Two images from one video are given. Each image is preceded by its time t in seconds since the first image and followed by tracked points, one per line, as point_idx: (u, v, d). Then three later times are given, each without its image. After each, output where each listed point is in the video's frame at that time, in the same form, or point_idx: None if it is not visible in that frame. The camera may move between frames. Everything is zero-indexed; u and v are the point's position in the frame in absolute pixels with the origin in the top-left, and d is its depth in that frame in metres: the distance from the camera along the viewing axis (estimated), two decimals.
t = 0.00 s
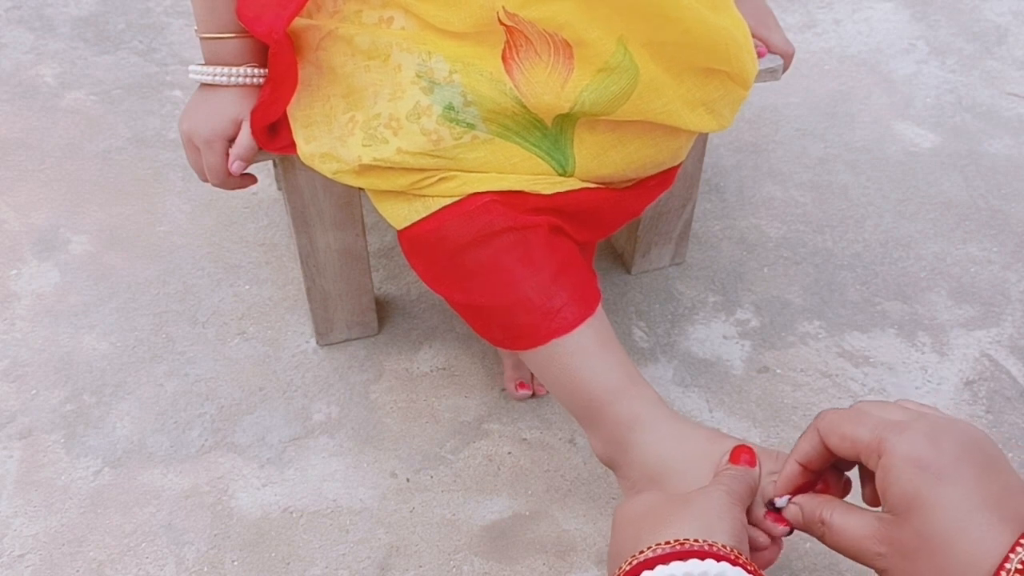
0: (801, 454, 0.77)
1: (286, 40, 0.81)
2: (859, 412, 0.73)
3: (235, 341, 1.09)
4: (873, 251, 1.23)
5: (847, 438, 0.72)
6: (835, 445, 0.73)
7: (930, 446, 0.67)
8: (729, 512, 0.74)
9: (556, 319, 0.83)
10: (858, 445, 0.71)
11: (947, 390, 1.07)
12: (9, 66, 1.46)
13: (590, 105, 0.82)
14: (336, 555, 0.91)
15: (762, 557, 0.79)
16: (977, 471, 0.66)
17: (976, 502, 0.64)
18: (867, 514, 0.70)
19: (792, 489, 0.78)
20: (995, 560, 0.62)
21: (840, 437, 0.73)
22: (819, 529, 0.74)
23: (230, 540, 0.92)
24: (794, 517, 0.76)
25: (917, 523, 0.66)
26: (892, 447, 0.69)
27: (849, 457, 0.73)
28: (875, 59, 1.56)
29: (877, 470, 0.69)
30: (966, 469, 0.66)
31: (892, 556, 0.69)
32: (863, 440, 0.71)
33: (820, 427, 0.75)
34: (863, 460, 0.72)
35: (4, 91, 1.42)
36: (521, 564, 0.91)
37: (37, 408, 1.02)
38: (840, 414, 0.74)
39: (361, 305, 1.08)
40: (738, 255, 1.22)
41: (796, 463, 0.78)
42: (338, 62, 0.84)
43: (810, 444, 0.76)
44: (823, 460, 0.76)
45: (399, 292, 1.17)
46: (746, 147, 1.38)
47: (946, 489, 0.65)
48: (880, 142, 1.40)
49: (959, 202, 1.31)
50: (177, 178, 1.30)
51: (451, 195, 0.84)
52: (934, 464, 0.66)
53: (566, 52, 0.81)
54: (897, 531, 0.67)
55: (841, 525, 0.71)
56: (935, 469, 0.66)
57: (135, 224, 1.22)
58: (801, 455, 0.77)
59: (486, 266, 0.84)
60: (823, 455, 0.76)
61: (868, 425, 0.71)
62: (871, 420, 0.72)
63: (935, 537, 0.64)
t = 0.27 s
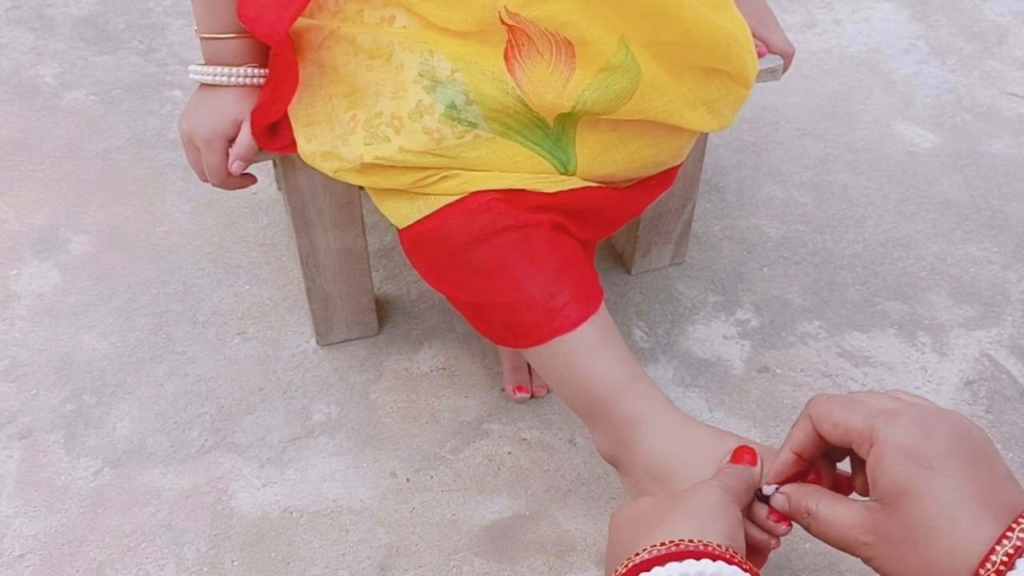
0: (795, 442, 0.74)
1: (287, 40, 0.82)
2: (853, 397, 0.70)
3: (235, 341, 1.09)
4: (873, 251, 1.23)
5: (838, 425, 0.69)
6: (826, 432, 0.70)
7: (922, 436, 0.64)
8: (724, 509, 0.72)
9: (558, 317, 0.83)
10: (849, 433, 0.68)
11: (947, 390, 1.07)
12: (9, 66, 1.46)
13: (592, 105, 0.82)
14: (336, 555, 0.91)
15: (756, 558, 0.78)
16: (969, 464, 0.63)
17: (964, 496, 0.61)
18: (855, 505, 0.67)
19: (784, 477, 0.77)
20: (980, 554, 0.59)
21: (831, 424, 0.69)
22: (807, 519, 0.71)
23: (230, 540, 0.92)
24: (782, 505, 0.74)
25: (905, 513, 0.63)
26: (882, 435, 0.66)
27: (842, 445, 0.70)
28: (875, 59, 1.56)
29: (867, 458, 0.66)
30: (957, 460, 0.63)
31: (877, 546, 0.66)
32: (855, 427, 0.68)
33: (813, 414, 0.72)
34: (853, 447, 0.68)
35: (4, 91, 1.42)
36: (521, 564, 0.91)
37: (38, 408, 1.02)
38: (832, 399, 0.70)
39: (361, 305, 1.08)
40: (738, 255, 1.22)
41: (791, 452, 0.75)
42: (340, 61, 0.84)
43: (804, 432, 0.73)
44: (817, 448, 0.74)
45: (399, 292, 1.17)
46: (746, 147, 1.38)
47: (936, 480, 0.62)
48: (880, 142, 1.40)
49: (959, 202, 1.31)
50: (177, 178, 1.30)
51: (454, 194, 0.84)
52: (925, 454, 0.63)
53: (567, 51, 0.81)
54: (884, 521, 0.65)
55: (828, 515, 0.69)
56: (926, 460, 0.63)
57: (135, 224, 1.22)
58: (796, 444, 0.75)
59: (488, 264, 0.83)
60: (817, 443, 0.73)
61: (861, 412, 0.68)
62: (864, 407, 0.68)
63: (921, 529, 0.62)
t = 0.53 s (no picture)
0: (795, 429, 0.78)
1: (287, 40, 0.82)
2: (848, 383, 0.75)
3: (235, 341, 1.09)
4: (873, 251, 1.23)
5: (833, 402, 0.74)
6: (823, 413, 0.75)
7: (908, 407, 0.68)
8: (720, 509, 0.73)
9: (556, 319, 0.83)
10: (842, 409, 0.73)
11: (947, 390, 1.07)
12: (9, 66, 1.46)
13: (592, 104, 0.82)
14: (336, 555, 0.91)
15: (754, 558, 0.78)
16: (953, 437, 0.66)
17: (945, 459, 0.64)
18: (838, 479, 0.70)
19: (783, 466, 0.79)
20: (957, 510, 0.62)
21: (825, 401, 0.75)
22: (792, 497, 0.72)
23: (230, 540, 0.92)
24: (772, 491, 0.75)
25: (884, 470, 0.66)
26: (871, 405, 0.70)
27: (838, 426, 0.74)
28: (875, 59, 1.56)
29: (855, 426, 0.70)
30: (941, 429, 0.67)
31: (857, 512, 0.67)
32: (846, 403, 0.73)
33: (812, 396, 0.77)
34: (845, 423, 0.73)
35: (4, 91, 1.42)
36: (521, 564, 0.91)
37: (38, 408, 1.02)
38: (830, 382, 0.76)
39: (361, 305, 1.08)
40: (738, 255, 1.22)
41: (791, 439, 0.78)
42: (340, 61, 0.84)
43: (804, 417, 0.77)
44: (817, 436, 0.77)
45: (399, 292, 1.17)
46: (746, 147, 1.38)
47: (919, 441, 0.66)
48: (880, 142, 1.40)
49: (959, 202, 1.30)
50: (177, 178, 1.30)
51: (453, 194, 0.84)
52: (910, 420, 0.67)
53: (567, 50, 0.81)
54: (864, 482, 0.67)
55: (811, 490, 0.71)
56: (911, 425, 0.67)
57: (135, 224, 1.22)
58: (796, 429, 0.78)
59: (488, 265, 0.83)
60: (817, 428, 0.77)
61: (852, 390, 0.73)
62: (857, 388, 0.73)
63: (900, 483, 0.64)
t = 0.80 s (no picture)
0: (791, 435, 0.78)
1: (288, 40, 0.82)
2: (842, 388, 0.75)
3: (235, 341, 1.09)
4: (873, 251, 1.23)
5: (825, 410, 0.74)
6: (817, 421, 0.75)
7: (902, 418, 0.68)
8: (721, 508, 0.72)
9: (556, 320, 0.83)
10: (835, 418, 0.73)
11: (947, 390, 1.07)
12: (9, 66, 1.46)
13: (592, 104, 0.82)
14: (336, 555, 0.91)
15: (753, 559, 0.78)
16: (949, 447, 0.66)
17: (940, 474, 0.64)
18: (838, 492, 0.70)
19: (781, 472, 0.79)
20: (956, 527, 0.62)
21: (819, 410, 0.74)
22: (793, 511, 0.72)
23: (230, 540, 0.92)
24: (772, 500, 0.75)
25: (883, 488, 0.66)
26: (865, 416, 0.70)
27: (833, 433, 0.74)
28: (875, 59, 1.56)
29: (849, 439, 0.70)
30: (936, 441, 0.66)
31: (859, 528, 0.68)
32: (839, 413, 0.72)
33: (805, 403, 0.76)
34: (838, 432, 0.73)
35: (4, 91, 1.42)
36: (521, 564, 0.91)
37: (38, 408, 1.02)
38: (822, 388, 0.75)
39: (361, 305, 1.08)
40: (738, 255, 1.22)
41: (787, 445, 0.78)
42: (341, 61, 0.84)
43: (799, 423, 0.77)
44: (812, 440, 0.77)
45: (399, 292, 1.17)
46: (746, 147, 1.38)
47: (913, 456, 0.65)
48: (880, 142, 1.40)
49: (959, 202, 1.30)
50: (177, 178, 1.30)
51: (453, 195, 0.84)
52: (904, 434, 0.67)
53: (568, 51, 0.81)
54: (865, 499, 0.67)
55: (812, 503, 0.71)
56: (905, 439, 0.67)
57: (135, 224, 1.22)
58: (791, 436, 0.78)
59: (488, 266, 0.83)
60: (811, 434, 0.77)
61: (845, 398, 0.73)
62: (850, 394, 0.73)
63: (900, 503, 0.65)
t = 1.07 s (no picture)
0: (789, 428, 0.77)
1: (287, 39, 0.82)
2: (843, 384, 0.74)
3: (235, 341, 1.09)
4: (873, 251, 1.23)
5: (825, 406, 0.74)
6: (816, 414, 0.74)
7: (902, 417, 0.68)
8: (719, 508, 0.72)
9: (551, 324, 0.83)
10: (834, 413, 0.72)
11: (947, 390, 1.07)
12: (9, 66, 1.46)
13: (590, 105, 0.82)
14: (336, 555, 0.91)
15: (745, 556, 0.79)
16: (946, 448, 0.66)
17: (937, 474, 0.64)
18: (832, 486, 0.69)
19: (775, 463, 0.78)
20: (951, 528, 0.62)
21: (819, 405, 0.74)
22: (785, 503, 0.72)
23: (230, 540, 0.92)
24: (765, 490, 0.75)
25: (880, 485, 0.65)
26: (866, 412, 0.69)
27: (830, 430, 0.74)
28: (875, 59, 1.56)
29: (847, 434, 0.70)
30: (934, 441, 0.66)
31: (853, 524, 0.67)
32: (839, 407, 0.72)
33: (806, 397, 0.76)
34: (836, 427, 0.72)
35: (4, 91, 1.42)
36: (521, 564, 0.91)
37: (38, 408, 1.01)
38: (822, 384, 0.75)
39: (361, 304, 1.08)
40: (738, 255, 1.22)
41: (783, 437, 0.78)
42: (339, 61, 0.84)
43: (797, 417, 0.77)
44: (809, 434, 0.77)
45: (399, 292, 1.17)
46: (746, 147, 1.38)
47: (912, 455, 0.65)
48: (880, 142, 1.40)
49: (959, 202, 1.30)
50: (177, 178, 1.30)
51: (451, 196, 0.84)
52: (904, 432, 0.67)
53: (566, 51, 0.81)
54: (861, 496, 0.67)
55: (806, 497, 0.70)
56: (905, 437, 0.66)
57: (135, 224, 1.22)
58: (788, 428, 0.77)
59: (483, 269, 0.83)
60: (808, 428, 0.76)
61: (847, 394, 0.72)
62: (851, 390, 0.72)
63: (897, 501, 0.64)
